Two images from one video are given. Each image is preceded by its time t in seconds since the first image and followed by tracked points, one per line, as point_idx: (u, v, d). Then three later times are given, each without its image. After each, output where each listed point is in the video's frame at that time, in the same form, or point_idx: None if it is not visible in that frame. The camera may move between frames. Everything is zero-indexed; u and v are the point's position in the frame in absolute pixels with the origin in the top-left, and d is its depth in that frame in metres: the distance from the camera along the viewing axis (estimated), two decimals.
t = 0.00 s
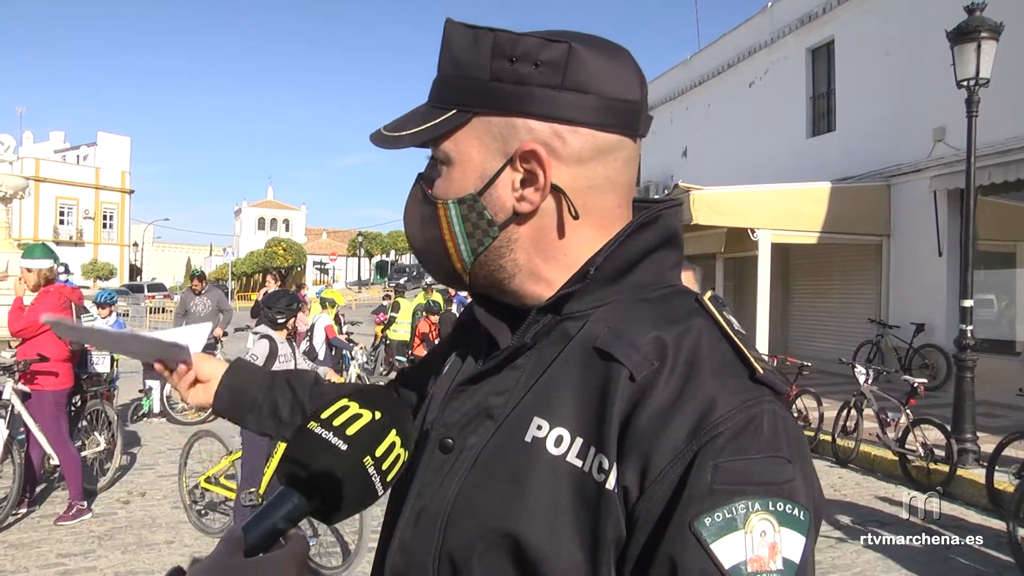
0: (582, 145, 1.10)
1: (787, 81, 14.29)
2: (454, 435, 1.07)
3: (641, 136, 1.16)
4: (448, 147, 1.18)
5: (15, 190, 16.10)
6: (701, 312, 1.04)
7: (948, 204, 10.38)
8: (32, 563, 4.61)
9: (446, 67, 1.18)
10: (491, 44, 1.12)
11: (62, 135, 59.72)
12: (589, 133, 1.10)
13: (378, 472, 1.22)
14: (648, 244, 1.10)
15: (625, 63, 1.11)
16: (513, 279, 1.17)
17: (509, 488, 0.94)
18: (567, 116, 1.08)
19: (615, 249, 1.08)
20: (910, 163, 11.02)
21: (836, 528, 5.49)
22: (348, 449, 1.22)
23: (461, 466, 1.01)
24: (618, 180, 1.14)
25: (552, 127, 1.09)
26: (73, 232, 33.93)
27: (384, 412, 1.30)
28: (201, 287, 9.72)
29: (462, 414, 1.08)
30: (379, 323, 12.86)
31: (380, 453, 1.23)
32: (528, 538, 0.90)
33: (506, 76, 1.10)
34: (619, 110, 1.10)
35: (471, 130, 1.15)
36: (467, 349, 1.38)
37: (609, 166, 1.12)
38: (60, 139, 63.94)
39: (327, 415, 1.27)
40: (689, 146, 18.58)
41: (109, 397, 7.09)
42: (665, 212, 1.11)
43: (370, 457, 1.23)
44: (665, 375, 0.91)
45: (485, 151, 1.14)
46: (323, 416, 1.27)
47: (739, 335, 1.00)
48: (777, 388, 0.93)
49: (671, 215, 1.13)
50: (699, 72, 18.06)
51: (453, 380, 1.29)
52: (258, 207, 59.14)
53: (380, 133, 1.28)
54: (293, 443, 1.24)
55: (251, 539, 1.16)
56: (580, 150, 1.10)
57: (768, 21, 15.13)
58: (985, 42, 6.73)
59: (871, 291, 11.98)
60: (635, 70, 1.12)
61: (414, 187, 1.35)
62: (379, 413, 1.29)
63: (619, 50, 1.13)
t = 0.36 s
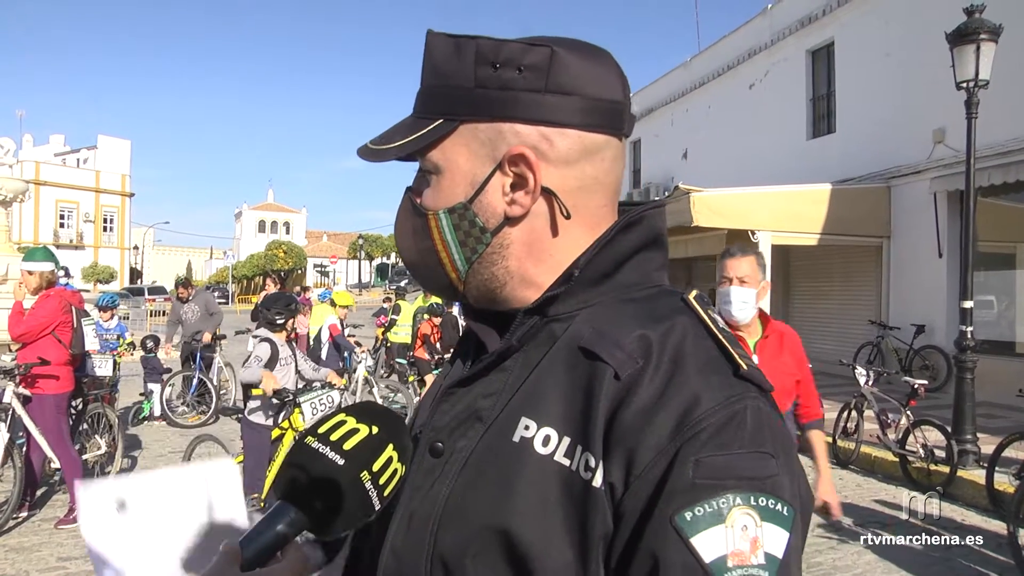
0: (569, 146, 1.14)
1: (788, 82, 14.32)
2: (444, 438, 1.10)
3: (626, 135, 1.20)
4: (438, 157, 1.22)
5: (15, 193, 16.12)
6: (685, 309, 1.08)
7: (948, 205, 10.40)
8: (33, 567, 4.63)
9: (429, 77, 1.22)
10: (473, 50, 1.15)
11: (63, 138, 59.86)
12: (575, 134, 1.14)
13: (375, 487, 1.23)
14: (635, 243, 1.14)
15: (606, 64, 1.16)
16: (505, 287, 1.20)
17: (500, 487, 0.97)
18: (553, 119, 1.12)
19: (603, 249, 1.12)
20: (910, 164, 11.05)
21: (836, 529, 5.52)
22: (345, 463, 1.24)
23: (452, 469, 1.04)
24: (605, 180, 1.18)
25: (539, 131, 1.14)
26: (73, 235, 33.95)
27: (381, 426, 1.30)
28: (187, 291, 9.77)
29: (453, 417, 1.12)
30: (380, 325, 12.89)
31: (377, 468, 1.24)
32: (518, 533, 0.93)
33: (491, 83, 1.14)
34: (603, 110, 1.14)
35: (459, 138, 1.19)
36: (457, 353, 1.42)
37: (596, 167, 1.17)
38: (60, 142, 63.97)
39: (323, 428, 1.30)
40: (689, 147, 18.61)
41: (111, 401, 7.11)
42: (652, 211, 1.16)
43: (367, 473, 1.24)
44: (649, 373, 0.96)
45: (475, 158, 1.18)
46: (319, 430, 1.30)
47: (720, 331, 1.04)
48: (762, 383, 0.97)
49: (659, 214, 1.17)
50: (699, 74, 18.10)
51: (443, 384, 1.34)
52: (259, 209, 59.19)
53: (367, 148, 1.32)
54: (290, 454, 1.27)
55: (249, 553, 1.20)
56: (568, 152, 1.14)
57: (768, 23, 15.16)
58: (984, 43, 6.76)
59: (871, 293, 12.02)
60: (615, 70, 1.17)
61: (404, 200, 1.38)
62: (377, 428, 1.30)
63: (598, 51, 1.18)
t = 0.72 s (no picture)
0: (541, 148, 1.15)
1: (787, 83, 14.33)
2: (424, 436, 1.12)
3: (602, 134, 1.21)
4: (418, 161, 1.26)
5: (15, 195, 16.12)
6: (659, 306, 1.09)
7: (948, 207, 10.43)
8: (32, 569, 4.64)
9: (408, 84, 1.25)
10: (445, 57, 1.18)
11: (63, 140, 59.93)
12: (545, 136, 1.15)
13: (365, 482, 1.35)
14: (608, 242, 1.15)
15: (578, 64, 1.17)
16: (489, 286, 1.24)
17: (465, 483, 0.99)
18: (523, 122, 1.14)
19: (573, 249, 1.14)
20: (910, 165, 11.06)
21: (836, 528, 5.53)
22: (335, 458, 1.34)
23: (427, 463, 1.07)
24: (580, 180, 1.19)
25: (509, 134, 1.15)
26: (73, 237, 33.94)
27: (369, 424, 1.44)
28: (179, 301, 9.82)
29: (431, 416, 1.14)
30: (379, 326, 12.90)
31: (366, 463, 1.36)
32: (481, 529, 0.94)
33: (462, 87, 1.17)
34: (575, 111, 1.15)
35: (435, 144, 1.22)
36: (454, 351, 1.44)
37: (570, 167, 1.18)
38: (60, 144, 64.00)
39: (314, 426, 1.40)
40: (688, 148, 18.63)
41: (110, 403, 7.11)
42: (624, 209, 1.16)
43: (357, 467, 1.36)
44: (606, 366, 0.96)
45: (451, 163, 1.21)
46: (310, 426, 1.40)
47: (692, 328, 1.04)
48: (723, 378, 0.96)
49: (634, 212, 1.18)
50: (698, 75, 18.12)
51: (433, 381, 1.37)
52: (259, 211, 59.22)
53: (357, 156, 1.36)
54: (282, 451, 1.35)
55: (240, 549, 1.21)
56: (540, 154, 1.16)
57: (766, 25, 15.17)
58: (983, 45, 6.78)
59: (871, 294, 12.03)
60: (588, 69, 1.17)
61: (397, 207, 1.42)
62: (366, 424, 1.44)
63: (572, 52, 1.19)
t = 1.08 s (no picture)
0: (530, 147, 1.18)
1: (789, 85, 14.34)
2: (416, 436, 1.15)
3: (593, 133, 1.23)
4: (415, 161, 1.31)
5: (16, 195, 16.14)
6: (646, 307, 1.10)
7: (948, 209, 10.45)
8: (33, 568, 4.67)
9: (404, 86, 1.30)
10: (437, 58, 1.23)
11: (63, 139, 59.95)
12: (533, 134, 1.18)
13: (352, 482, 1.40)
14: (598, 242, 1.17)
15: (564, 60, 1.20)
16: (484, 284, 1.28)
17: (452, 485, 1.02)
18: (510, 119, 1.17)
19: (562, 248, 1.16)
20: (911, 167, 11.08)
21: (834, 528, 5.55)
22: (323, 458, 1.38)
23: (418, 464, 1.10)
24: (571, 179, 1.21)
25: (497, 132, 1.19)
26: (74, 237, 33.96)
27: (355, 423, 1.49)
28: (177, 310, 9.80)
29: (423, 418, 1.17)
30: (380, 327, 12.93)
31: (354, 463, 1.42)
32: (466, 529, 0.98)
33: (451, 87, 1.21)
34: (563, 109, 1.18)
35: (428, 144, 1.27)
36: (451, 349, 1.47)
37: (559, 166, 1.20)
38: (61, 144, 64.01)
39: (301, 426, 1.44)
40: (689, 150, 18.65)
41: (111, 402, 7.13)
42: (611, 209, 1.17)
43: (345, 467, 1.40)
44: (587, 369, 0.99)
45: (444, 162, 1.26)
46: (297, 428, 1.44)
47: (675, 329, 1.06)
48: (706, 382, 0.96)
49: (623, 213, 1.18)
50: (698, 76, 18.14)
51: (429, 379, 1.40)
52: (259, 211, 59.31)
53: (360, 158, 1.41)
54: (270, 451, 1.38)
55: (229, 550, 1.23)
56: (528, 153, 1.18)
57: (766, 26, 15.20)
58: (984, 46, 6.80)
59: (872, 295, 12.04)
60: (575, 66, 1.20)
61: (401, 208, 1.47)
62: (353, 424, 1.49)
63: (560, 49, 1.22)
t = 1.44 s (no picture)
0: (552, 145, 1.18)
1: (791, 86, 14.33)
2: (435, 432, 1.17)
3: (614, 132, 1.23)
4: (431, 160, 1.31)
5: (18, 194, 16.18)
6: (665, 310, 1.10)
7: (950, 210, 10.45)
8: (35, 567, 4.68)
9: (423, 85, 1.31)
10: (458, 56, 1.23)
11: (66, 140, 60.06)
12: (555, 133, 1.18)
13: (336, 482, 1.40)
14: (617, 242, 1.17)
15: (587, 60, 1.20)
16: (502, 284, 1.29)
17: (456, 476, 1.03)
18: (532, 118, 1.17)
19: (580, 248, 1.16)
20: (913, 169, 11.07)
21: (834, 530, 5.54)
22: (306, 458, 1.37)
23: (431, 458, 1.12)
24: (592, 179, 1.21)
25: (518, 131, 1.19)
26: (76, 237, 34.02)
27: (338, 424, 1.48)
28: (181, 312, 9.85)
29: (440, 414, 1.18)
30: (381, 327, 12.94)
31: (337, 464, 1.41)
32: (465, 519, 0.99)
33: (472, 85, 1.22)
34: (585, 108, 1.18)
35: (447, 143, 1.27)
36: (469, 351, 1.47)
37: (581, 166, 1.20)
38: (64, 144, 64.15)
39: (284, 428, 1.43)
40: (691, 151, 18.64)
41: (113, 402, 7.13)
42: (634, 210, 1.17)
43: (328, 468, 1.40)
44: (596, 366, 0.99)
45: (462, 161, 1.26)
46: (280, 428, 1.42)
47: (691, 333, 1.06)
48: (714, 391, 0.96)
49: (645, 214, 1.18)
50: (700, 78, 18.15)
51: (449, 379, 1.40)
52: (261, 211, 59.37)
53: (374, 157, 1.42)
54: (252, 452, 1.37)
55: (213, 551, 1.22)
56: (550, 152, 1.18)
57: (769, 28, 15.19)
58: (986, 48, 6.80)
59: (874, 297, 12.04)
60: (598, 66, 1.20)
61: (416, 207, 1.47)
62: (335, 425, 1.48)
63: (580, 48, 1.22)
